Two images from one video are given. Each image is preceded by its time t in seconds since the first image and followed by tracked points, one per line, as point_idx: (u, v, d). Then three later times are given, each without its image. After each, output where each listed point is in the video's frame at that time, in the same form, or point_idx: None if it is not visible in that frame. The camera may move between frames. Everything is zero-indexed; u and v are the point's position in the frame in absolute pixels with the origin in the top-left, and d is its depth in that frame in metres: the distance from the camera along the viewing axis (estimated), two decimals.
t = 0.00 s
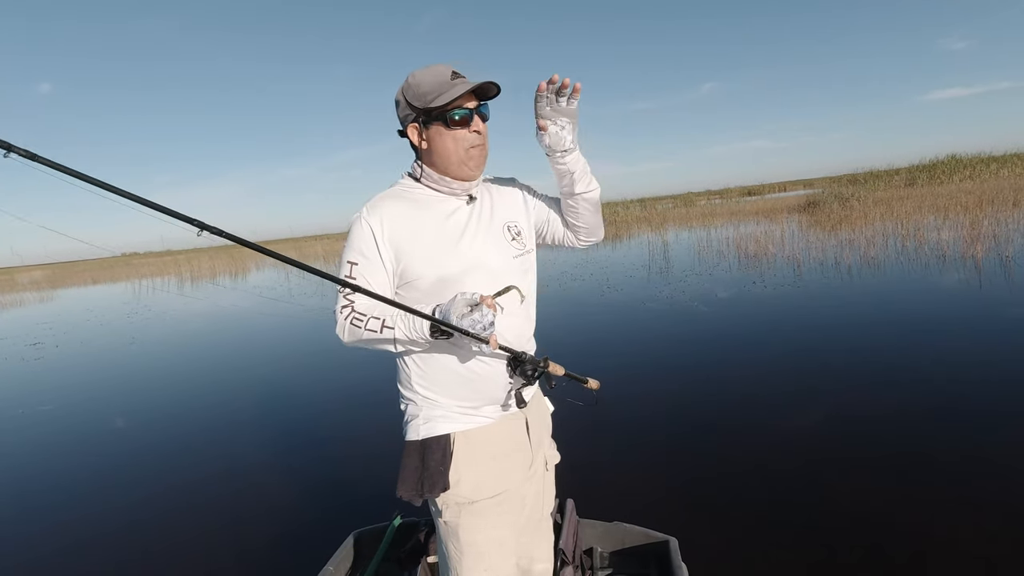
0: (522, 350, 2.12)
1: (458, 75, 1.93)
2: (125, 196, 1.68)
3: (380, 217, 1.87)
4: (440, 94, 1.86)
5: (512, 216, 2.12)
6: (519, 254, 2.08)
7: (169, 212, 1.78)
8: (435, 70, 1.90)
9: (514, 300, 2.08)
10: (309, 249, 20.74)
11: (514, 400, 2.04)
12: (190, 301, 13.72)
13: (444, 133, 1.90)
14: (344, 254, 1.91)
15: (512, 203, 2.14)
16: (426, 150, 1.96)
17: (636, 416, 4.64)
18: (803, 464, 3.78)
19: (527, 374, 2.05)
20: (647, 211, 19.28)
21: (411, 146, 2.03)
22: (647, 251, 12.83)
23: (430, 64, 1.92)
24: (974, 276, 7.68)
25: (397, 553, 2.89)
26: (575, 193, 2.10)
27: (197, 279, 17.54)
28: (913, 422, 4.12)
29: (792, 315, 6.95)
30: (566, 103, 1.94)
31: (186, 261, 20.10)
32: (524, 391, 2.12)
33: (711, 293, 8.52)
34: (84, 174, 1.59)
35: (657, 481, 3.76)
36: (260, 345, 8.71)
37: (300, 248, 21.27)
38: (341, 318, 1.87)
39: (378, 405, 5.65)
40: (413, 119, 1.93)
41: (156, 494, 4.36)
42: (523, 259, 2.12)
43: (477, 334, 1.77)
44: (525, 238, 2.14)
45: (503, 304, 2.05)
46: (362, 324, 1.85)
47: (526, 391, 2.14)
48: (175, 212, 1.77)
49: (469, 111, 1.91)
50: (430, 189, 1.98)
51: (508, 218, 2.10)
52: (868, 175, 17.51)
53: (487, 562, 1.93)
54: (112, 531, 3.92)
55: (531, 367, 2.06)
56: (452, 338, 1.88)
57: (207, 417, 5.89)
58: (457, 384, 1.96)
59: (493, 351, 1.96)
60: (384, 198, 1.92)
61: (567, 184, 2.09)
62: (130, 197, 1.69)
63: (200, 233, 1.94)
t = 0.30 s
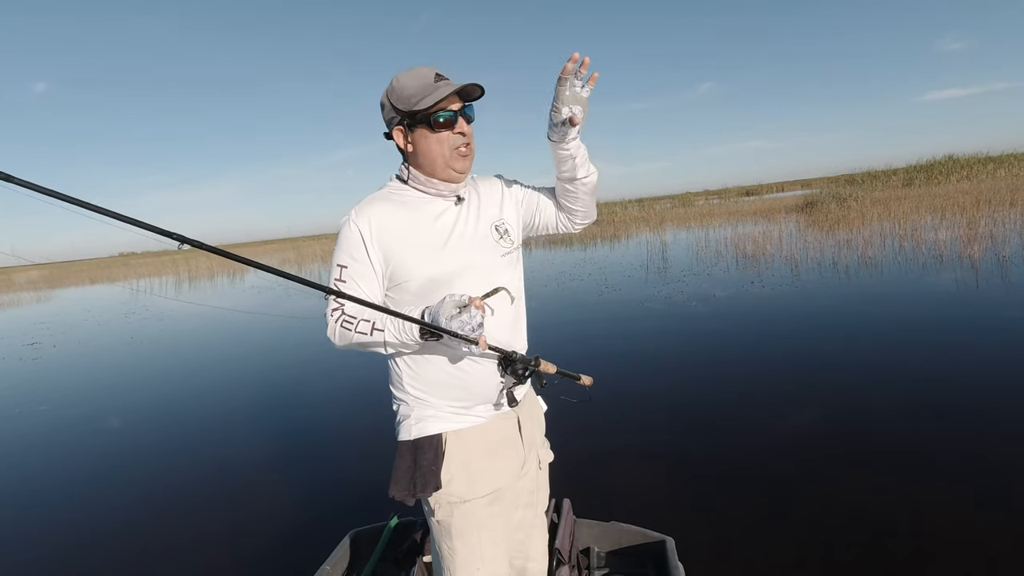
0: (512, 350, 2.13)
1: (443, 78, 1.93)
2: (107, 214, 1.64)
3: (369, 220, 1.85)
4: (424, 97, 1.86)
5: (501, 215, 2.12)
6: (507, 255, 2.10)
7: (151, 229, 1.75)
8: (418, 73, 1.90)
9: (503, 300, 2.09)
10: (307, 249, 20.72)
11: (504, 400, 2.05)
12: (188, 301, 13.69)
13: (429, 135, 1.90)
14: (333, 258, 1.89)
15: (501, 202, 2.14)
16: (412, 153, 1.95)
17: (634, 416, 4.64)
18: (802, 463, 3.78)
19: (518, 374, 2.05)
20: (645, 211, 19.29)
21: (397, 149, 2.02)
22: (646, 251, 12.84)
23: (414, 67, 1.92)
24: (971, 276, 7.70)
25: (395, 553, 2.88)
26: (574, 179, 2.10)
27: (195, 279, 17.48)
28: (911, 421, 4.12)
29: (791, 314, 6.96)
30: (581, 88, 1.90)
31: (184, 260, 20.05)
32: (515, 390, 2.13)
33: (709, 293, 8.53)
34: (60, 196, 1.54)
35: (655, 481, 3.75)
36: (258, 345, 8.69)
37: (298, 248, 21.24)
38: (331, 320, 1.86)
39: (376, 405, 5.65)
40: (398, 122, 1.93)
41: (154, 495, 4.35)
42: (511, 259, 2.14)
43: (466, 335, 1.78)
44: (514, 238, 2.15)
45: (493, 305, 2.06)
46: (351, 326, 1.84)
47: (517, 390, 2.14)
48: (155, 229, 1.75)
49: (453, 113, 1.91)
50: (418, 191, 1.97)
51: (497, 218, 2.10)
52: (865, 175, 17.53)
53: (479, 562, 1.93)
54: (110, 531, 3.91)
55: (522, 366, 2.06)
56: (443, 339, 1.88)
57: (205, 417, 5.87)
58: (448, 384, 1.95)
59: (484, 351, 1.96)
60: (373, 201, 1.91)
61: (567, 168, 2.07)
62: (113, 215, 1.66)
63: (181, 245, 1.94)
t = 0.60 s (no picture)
0: (514, 351, 2.13)
1: (446, 81, 1.92)
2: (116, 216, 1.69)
3: (372, 223, 1.86)
4: (427, 100, 1.86)
5: (502, 214, 2.12)
6: (507, 256, 2.10)
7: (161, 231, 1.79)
8: (422, 75, 1.90)
9: (506, 302, 2.09)
10: (306, 249, 20.72)
11: (507, 402, 2.05)
12: (186, 301, 13.69)
13: (430, 138, 1.90)
14: (335, 259, 1.88)
15: (501, 201, 2.14)
16: (412, 155, 1.96)
17: (634, 416, 4.64)
18: (801, 463, 3.79)
19: (521, 374, 2.04)
20: (643, 211, 19.33)
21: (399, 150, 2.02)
22: (644, 252, 12.87)
23: (418, 69, 1.92)
24: (969, 277, 7.72)
25: (398, 555, 2.88)
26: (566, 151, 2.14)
27: (193, 279, 17.45)
28: (911, 421, 4.13)
29: (790, 314, 6.99)
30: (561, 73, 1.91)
31: (182, 260, 20.03)
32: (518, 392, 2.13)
33: (708, 293, 8.55)
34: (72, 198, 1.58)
35: (655, 481, 3.76)
36: (257, 345, 8.68)
37: (296, 248, 21.24)
38: (334, 322, 1.86)
39: (375, 405, 5.64)
40: (399, 124, 1.94)
41: (154, 495, 4.34)
42: (513, 260, 2.14)
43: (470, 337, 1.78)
44: (514, 239, 2.15)
45: (496, 306, 2.06)
46: (354, 328, 1.84)
47: (519, 391, 2.14)
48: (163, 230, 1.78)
49: (456, 116, 1.91)
50: (419, 193, 1.97)
51: (498, 217, 2.10)
52: (863, 176, 17.59)
53: (483, 564, 1.93)
54: (110, 531, 3.90)
55: (525, 367, 2.05)
56: (446, 340, 1.89)
57: (205, 417, 5.87)
58: (451, 386, 1.95)
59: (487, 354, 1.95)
60: (375, 203, 1.91)
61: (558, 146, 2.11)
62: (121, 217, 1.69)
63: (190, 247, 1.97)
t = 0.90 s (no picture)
0: (518, 350, 2.13)
1: (450, 82, 1.91)
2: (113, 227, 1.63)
3: (374, 223, 1.84)
4: (430, 100, 1.85)
5: (504, 214, 2.12)
6: (510, 256, 2.10)
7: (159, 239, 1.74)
8: (426, 75, 1.89)
9: (508, 303, 2.09)
10: (303, 247, 20.67)
11: (512, 402, 2.04)
12: (184, 300, 13.65)
13: (433, 139, 1.89)
14: (338, 259, 1.87)
15: (503, 201, 2.14)
16: (415, 155, 1.95)
17: (635, 416, 4.64)
18: (802, 463, 3.79)
19: (525, 374, 2.05)
20: (641, 211, 19.36)
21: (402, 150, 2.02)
22: (643, 251, 12.88)
23: (422, 68, 1.91)
24: (967, 278, 7.75)
25: (401, 555, 2.87)
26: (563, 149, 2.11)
27: (190, 278, 17.38)
28: (911, 421, 4.15)
29: (789, 314, 7.01)
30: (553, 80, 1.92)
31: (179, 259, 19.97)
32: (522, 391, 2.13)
33: (707, 293, 8.57)
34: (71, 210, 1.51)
35: (657, 480, 3.76)
36: (255, 344, 8.66)
37: (294, 247, 21.20)
38: (336, 324, 1.83)
39: (375, 404, 5.63)
40: (402, 124, 1.93)
41: (152, 494, 4.31)
42: (514, 260, 2.14)
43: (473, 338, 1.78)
44: (516, 238, 2.15)
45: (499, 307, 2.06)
46: (357, 330, 1.81)
47: (523, 390, 2.13)
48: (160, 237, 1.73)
49: (458, 117, 1.89)
50: (422, 193, 1.96)
51: (500, 217, 2.09)
52: (861, 177, 17.65)
53: (487, 563, 1.92)
54: (109, 531, 3.88)
55: (528, 366, 2.05)
56: (450, 341, 1.88)
57: (204, 416, 5.84)
58: (455, 386, 1.94)
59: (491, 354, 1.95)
60: (377, 203, 1.90)
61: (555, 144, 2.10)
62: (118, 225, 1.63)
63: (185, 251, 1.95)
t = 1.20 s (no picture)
0: (505, 352, 2.13)
1: (441, 85, 1.92)
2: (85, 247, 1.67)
3: (364, 224, 1.84)
4: (418, 103, 1.86)
5: (494, 216, 2.12)
6: (499, 258, 2.11)
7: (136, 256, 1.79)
8: (416, 77, 1.90)
9: (497, 306, 2.10)
10: (301, 246, 20.65)
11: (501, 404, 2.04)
12: (181, 298, 13.62)
13: (421, 141, 1.90)
14: (328, 259, 1.88)
15: (494, 203, 2.14)
16: (403, 157, 1.96)
17: (631, 416, 4.65)
18: (798, 463, 3.81)
19: (512, 375, 2.06)
20: (640, 211, 19.38)
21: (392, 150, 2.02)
22: (641, 251, 12.90)
23: (413, 70, 1.92)
24: (963, 279, 7.78)
25: (397, 553, 2.88)
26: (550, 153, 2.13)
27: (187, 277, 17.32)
28: (907, 421, 4.16)
29: (787, 315, 7.02)
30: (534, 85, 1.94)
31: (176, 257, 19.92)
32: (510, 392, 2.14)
33: (704, 293, 8.58)
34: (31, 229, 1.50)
35: (656, 480, 3.77)
36: (252, 342, 8.65)
37: (292, 246, 21.17)
38: (327, 325, 1.87)
39: (371, 403, 5.63)
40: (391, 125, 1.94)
41: (150, 493, 4.31)
42: (504, 262, 2.14)
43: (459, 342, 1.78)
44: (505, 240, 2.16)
45: (488, 309, 2.06)
46: (345, 330, 1.83)
47: (511, 391, 2.14)
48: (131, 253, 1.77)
49: (446, 120, 1.89)
50: (411, 194, 1.96)
51: (490, 219, 2.09)
52: (858, 178, 17.69)
53: (476, 561, 1.92)
54: (106, 530, 3.87)
55: (515, 368, 2.06)
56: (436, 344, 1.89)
57: (201, 416, 5.83)
58: (443, 386, 1.95)
59: (478, 356, 1.96)
60: (368, 203, 1.90)
61: (541, 146, 2.11)
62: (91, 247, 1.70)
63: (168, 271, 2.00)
